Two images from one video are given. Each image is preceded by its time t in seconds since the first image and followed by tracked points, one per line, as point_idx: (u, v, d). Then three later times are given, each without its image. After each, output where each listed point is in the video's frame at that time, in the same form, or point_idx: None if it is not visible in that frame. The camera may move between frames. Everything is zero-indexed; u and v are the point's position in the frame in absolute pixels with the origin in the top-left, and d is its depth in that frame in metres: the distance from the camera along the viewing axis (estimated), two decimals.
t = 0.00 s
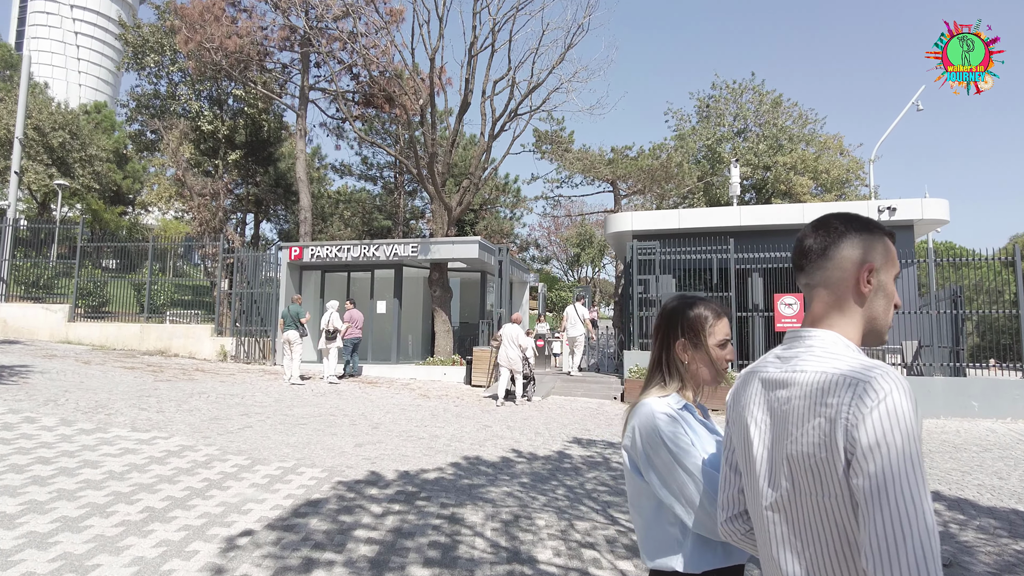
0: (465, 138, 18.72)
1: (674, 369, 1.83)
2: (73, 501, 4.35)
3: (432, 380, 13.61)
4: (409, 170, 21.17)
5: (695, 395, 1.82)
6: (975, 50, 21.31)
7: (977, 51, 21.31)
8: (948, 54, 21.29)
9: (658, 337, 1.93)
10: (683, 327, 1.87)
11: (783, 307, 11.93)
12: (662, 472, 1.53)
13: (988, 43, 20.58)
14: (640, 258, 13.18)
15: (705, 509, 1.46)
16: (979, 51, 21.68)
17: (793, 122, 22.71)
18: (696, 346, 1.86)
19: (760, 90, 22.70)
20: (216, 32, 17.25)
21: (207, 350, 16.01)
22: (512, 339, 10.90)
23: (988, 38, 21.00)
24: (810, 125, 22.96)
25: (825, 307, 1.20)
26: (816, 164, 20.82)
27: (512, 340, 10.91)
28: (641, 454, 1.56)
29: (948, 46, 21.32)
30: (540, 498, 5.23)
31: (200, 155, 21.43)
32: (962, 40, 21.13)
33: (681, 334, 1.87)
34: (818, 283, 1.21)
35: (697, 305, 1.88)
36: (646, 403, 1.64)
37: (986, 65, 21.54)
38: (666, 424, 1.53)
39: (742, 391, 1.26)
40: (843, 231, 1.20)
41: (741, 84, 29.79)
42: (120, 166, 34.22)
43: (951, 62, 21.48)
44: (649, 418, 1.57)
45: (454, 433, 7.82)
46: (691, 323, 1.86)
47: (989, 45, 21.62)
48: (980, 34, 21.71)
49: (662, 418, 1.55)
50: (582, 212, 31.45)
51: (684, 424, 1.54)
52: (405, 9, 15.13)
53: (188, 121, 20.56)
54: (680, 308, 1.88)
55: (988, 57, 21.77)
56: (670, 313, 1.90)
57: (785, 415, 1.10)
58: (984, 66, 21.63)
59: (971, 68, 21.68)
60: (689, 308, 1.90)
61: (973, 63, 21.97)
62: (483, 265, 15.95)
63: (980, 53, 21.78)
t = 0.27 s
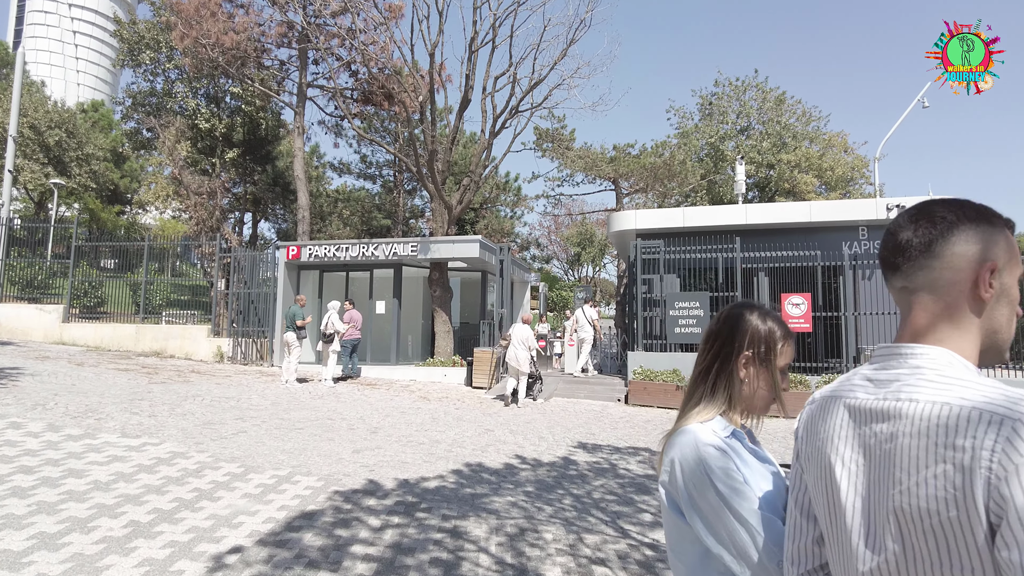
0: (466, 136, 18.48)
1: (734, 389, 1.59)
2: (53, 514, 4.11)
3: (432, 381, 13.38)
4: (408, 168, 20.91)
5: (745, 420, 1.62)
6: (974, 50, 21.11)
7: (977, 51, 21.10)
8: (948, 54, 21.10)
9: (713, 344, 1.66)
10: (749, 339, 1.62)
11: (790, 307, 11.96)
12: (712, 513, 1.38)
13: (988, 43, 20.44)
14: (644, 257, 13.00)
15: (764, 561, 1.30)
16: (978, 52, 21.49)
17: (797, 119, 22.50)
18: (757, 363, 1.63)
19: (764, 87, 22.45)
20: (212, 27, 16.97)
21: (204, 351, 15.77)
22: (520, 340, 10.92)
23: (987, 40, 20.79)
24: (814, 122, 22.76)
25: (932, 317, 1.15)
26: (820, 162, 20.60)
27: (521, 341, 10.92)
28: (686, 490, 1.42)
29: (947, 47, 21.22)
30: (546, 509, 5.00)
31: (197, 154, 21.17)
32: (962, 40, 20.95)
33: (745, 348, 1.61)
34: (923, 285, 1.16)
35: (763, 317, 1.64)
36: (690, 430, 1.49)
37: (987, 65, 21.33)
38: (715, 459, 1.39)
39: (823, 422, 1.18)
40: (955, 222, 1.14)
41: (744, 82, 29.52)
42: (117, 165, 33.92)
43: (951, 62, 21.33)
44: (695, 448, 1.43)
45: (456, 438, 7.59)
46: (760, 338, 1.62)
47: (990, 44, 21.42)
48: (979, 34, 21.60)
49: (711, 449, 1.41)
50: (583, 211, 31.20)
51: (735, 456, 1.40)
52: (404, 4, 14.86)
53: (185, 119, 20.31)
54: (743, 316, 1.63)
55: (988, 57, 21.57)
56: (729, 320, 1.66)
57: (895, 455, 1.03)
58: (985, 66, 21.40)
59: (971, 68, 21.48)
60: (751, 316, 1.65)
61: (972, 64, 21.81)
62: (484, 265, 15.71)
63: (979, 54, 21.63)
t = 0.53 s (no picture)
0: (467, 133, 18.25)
1: (820, 412, 1.33)
2: (34, 526, 3.88)
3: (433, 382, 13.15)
4: (408, 166, 20.68)
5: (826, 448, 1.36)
6: (974, 50, 20.93)
7: (977, 51, 20.91)
8: (948, 54, 20.92)
9: (798, 352, 1.37)
10: (845, 355, 1.34)
11: (799, 307, 11.78)
12: (793, 559, 1.18)
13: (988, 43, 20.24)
14: (649, 256, 12.78)
15: None
16: (978, 52, 21.30)
17: (801, 117, 22.30)
18: (850, 382, 1.36)
19: (768, 84, 22.22)
20: (210, 23, 16.72)
21: (201, 351, 15.53)
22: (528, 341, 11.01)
23: (987, 40, 20.57)
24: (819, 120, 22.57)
25: None
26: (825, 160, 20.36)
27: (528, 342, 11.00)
28: (761, 529, 1.22)
29: (947, 47, 21.05)
30: (554, 519, 4.78)
31: (195, 151, 20.93)
32: (962, 40, 20.76)
33: (838, 363, 1.34)
34: None
35: (862, 329, 1.36)
36: (763, 456, 1.27)
37: (986, 66, 21.08)
38: (800, 495, 1.20)
39: (960, 458, 0.97)
40: None
41: (747, 80, 29.29)
42: (115, 163, 33.66)
43: (950, 62, 21.15)
44: (774, 479, 1.23)
45: (458, 441, 7.36)
46: (859, 354, 1.34)
47: (990, 44, 21.23)
48: (978, 33, 21.44)
49: (794, 484, 1.21)
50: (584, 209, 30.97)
51: (820, 493, 1.21)
52: None
53: (182, 115, 20.05)
54: (835, 324, 1.35)
55: (988, 57, 21.35)
56: (824, 327, 1.36)
57: None
58: (984, 66, 21.17)
59: (971, 68, 21.25)
60: (844, 325, 1.37)
61: (972, 63, 21.63)
62: (485, 264, 15.47)
63: (979, 54, 21.44)
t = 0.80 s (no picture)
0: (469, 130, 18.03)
1: (941, 439, 1.14)
2: (16, 539, 3.66)
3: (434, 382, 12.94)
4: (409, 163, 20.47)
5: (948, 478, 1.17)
6: (976, 50, 20.75)
7: (977, 51, 20.72)
8: (948, 54, 20.75)
9: (906, 371, 1.19)
10: (966, 371, 1.15)
11: (806, 307, 11.67)
12: None
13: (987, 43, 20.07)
14: (655, 255, 12.63)
15: None
16: (977, 52, 21.12)
17: (805, 115, 22.11)
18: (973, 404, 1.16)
19: (772, 82, 22.02)
20: (208, 18, 16.49)
21: (199, 350, 15.31)
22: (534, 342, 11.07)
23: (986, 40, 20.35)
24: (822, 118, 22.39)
25: None
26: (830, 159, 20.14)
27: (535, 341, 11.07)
28: None
29: (947, 47, 20.88)
30: (565, 529, 4.57)
31: (193, 148, 20.71)
32: (962, 39, 20.58)
33: (959, 383, 1.15)
34: None
35: (987, 340, 1.15)
36: (882, 497, 1.07)
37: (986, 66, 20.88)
38: (932, 548, 1.00)
39: None
40: None
41: (750, 78, 29.15)
42: (113, 161, 33.43)
43: (950, 62, 20.95)
44: (898, 525, 1.03)
45: (462, 445, 7.15)
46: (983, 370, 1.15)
47: (991, 44, 21.05)
48: (979, 33, 21.29)
49: (923, 532, 1.02)
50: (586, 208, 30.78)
51: (956, 545, 1.01)
52: None
53: (180, 112, 19.82)
54: (954, 334, 1.15)
55: (988, 57, 21.15)
56: (941, 341, 1.16)
57: None
58: (984, 66, 20.95)
59: (970, 69, 21.02)
60: (965, 336, 1.17)
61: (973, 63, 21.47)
62: (487, 263, 15.25)
63: (979, 54, 21.27)
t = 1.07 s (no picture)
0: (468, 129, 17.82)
1: None
2: None
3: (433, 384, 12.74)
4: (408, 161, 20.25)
5: None
6: (976, 50, 20.59)
7: (978, 51, 20.56)
8: (948, 55, 20.58)
9: None
10: None
11: (813, 308, 11.45)
12: None
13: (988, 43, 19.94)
14: (658, 255, 12.47)
15: None
16: (978, 52, 20.96)
17: (807, 114, 21.94)
18: None
19: (774, 81, 21.86)
20: (204, 13, 16.23)
21: (194, 351, 15.09)
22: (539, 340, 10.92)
23: (987, 39, 20.20)
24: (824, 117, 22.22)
25: None
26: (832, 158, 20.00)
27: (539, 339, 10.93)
28: None
29: (947, 47, 20.74)
30: (572, 541, 4.37)
31: (189, 146, 20.46)
32: (962, 40, 20.43)
33: None
34: None
35: None
36: None
37: (986, 65, 20.70)
38: None
39: None
40: None
41: (752, 75, 29.19)
42: (109, 160, 33.17)
43: (950, 63, 20.78)
44: None
45: (463, 451, 6.95)
46: None
47: (992, 45, 20.89)
48: (980, 33, 21.14)
49: None
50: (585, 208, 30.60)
51: None
52: None
53: (176, 109, 19.57)
54: None
55: (988, 57, 20.97)
56: None
57: None
58: (984, 66, 20.78)
59: (971, 69, 20.84)
60: None
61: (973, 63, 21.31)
62: (486, 262, 15.04)
63: (979, 54, 21.10)
